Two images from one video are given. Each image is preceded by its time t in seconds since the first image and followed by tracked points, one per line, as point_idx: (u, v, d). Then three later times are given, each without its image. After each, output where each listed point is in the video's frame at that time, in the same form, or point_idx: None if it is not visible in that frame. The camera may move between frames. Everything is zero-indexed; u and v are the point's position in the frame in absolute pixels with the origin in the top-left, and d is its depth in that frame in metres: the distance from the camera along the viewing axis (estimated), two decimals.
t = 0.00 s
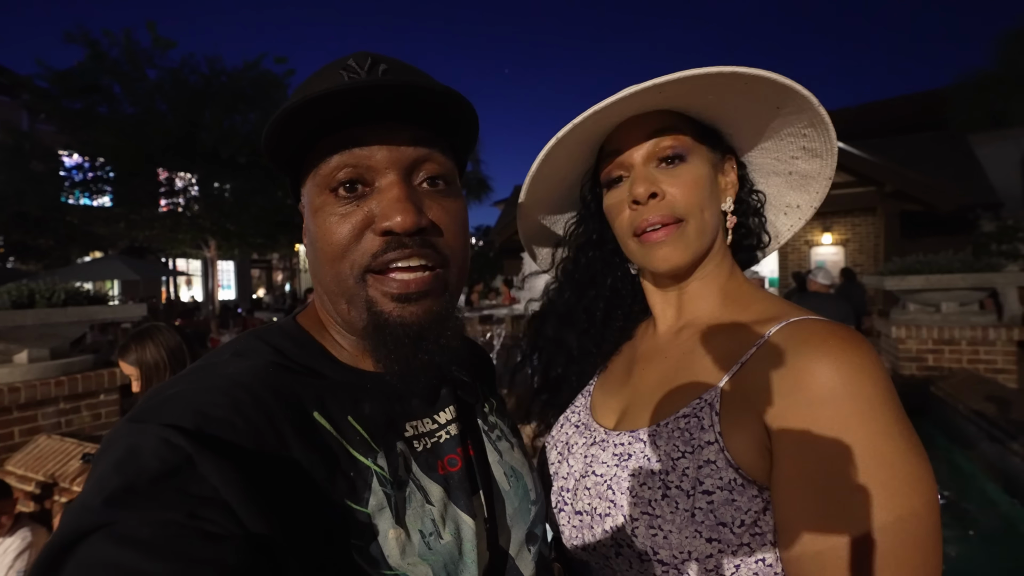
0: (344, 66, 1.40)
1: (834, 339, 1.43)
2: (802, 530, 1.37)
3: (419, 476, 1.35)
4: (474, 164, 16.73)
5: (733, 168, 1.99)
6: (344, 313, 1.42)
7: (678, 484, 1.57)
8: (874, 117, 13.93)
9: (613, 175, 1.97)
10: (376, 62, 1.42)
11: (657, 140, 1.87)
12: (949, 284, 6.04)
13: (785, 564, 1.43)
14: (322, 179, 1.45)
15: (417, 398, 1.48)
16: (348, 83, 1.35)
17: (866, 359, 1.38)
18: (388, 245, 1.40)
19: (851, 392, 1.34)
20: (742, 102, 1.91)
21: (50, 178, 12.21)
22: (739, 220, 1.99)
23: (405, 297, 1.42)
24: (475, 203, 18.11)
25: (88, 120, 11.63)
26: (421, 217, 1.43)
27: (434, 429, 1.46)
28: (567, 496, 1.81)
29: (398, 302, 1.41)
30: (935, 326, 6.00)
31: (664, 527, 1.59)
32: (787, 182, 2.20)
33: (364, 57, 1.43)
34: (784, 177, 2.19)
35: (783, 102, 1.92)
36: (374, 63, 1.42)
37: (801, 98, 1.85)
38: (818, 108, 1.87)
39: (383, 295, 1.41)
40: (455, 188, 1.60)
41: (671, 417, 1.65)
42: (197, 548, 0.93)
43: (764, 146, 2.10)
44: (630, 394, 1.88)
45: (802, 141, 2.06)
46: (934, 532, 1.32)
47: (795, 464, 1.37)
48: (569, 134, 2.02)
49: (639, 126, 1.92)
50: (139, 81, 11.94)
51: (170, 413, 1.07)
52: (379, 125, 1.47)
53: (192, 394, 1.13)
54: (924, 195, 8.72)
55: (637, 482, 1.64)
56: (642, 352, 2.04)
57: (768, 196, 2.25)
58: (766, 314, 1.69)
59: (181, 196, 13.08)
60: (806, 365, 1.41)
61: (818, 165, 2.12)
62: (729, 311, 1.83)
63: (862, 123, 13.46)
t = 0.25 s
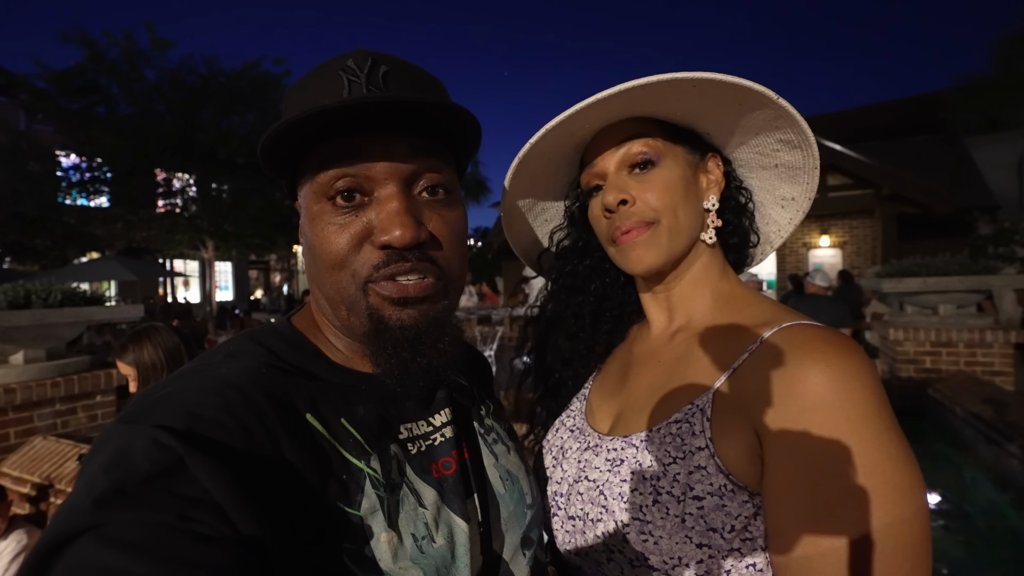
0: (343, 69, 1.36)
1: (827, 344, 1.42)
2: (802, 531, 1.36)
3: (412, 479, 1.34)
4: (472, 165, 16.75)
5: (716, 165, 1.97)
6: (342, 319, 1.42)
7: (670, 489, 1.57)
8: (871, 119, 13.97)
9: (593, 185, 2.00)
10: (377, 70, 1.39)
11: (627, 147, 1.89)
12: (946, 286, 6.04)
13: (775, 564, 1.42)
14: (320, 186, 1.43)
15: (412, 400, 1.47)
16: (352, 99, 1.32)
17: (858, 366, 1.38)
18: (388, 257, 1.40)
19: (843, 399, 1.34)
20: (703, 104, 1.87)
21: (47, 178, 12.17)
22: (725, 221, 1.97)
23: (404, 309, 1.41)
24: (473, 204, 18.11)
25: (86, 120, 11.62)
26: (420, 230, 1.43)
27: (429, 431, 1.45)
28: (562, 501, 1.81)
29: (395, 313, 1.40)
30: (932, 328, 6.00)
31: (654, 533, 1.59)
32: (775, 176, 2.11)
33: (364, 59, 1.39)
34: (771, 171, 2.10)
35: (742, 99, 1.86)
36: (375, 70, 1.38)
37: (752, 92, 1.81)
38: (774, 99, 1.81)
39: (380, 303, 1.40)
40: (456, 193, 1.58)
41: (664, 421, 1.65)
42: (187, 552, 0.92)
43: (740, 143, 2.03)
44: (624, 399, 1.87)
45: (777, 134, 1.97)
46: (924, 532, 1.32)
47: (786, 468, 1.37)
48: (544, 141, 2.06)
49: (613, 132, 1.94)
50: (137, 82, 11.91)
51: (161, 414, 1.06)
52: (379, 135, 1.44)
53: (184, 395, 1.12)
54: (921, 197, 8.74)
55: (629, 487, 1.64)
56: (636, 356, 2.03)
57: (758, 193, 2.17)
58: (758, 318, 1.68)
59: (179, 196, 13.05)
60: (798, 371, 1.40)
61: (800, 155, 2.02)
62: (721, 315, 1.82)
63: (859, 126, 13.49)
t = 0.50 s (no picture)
0: (360, 72, 1.34)
1: (813, 340, 1.42)
2: (803, 534, 1.34)
3: (412, 478, 1.34)
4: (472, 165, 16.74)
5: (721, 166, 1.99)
6: (355, 324, 1.41)
7: (660, 490, 1.57)
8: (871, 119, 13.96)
9: (593, 173, 1.99)
10: (396, 79, 1.37)
11: (632, 142, 1.87)
12: (946, 286, 6.03)
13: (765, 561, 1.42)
14: (335, 191, 1.40)
15: (413, 399, 1.47)
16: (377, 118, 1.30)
17: (847, 361, 1.37)
18: (408, 265, 1.41)
19: (832, 396, 1.33)
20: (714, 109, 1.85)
21: (47, 178, 12.18)
22: (724, 223, 1.96)
23: (421, 316, 1.43)
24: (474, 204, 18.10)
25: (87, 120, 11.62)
26: (439, 240, 1.45)
27: (429, 430, 1.44)
28: (555, 502, 1.81)
29: (413, 319, 1.41)
30: (933, 328, 5.99)
31: (645, 533, 1.60)
32: (779, 186, 2.10)
33: (383, 67, 1.37)
34: (776, 181, 2.09)
35: (753, 107, 1.85)
36: (394, 80, 1.37)
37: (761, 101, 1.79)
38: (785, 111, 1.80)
39: (398, 308, 1.41)
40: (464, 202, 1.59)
41: (657, 422, 1.65)
42: (187, 548, 0.92)
43: (747, 150, 2.01)
44: (618, 400, 1.87)
45: (785, 145, 1.96)
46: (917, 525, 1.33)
47: (776, 467, 1.37)
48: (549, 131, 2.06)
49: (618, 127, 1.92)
50: (138, 82, 11.92)
51: (162, 411, 1.06)
52: (401, 147, 1.42)
53: (186, 392, 1.11)
54: (922, 197, 8.73)
55: (620, 488, 1.64)
56: (630, 356, 2.03)
57: (761, 202, 2.16)
58: (751, 317, 1.68)
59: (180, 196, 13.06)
60: (785, 370, 1.40)
61: (807, 168, 2.01)
62: (714, 316, 1.82)
63: (859, 125, 13.49)
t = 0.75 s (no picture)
0: (359, 80, 1.36)
1: (812, 349, 1.41)
2: (803, 535, 1.33)
3: (406, 489, 1.32)
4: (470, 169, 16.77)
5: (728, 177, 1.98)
6: (354, 325, 1.39)
7: (664, 503, 1.55)
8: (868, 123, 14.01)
9: (598, 176, 1.95)
10: (394, 83, 1.39)
11: (644, 147, 1.84)
12: (945, 290, 6.03)
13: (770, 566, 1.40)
14: (334, 190, 1.39)
15: (407, 409, 1.45)
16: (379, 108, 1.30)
17: (845, 368, 1.36)
18: (408, 261, 1.39)
19: (832, 403, 1.32)
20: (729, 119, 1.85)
21: (46, 180, 12.16)
22: (727, 235, 1.95)
23: (421, 314, 1.41)
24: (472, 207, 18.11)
25: (86, 123, 11.62)
26: (439, 237, 1.43)
27: (423, 441, 1.42)
28: (556, 517, 1.79)
29: (412, 319, 1.40)
30: (932, 332, 5.99)
31: (651, 548, 1.58)
32: (784, 204, 2.14)
33: (382, 76, 1.39)
34: (782, 199, 2.12)
35: (771, 123, 1.87)
36: (392, 83, 1.39)
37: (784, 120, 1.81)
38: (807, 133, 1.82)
39: (397, 307, 1.39)
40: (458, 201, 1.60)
41: (657, 433, 1.63)
42: (175, 564, 0.90)
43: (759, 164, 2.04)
44: (618, 411, 1.85)
45: (797, 165, 2.00)
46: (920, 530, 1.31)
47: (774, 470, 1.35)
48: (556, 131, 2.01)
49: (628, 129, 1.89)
50: (136, 84, 11.91)
51: (150, 423, 1.04)
52: (399, 145, 1.43)
53: (175, 403, 1.10)
54: (919, 201, 8.75)
55: (624, 502, 1.62)
56: (629, 366, 2.01)
57: (764, 215, 2.19)
58: (751, 325, 1.67)
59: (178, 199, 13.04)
60: (783, 378, 1.40)
61: (815, 190, 2.05)
62: (714, 324, 1.80)
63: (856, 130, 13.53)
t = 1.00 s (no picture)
0: (353, 79, 1.36)
1: (808, 345, 1.41)
2: (807, 538, 1.31)
3: (401, 489, 1.30)
4: (468, 171, 16.78)
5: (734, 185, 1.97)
6: (363, 319, 1.38)
7: (668, 512, 1.54)
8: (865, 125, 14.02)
9: (608, 172, 1.92)
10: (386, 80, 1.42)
11: (657, 148, 1.82)
12: (942, 292, 6.03)
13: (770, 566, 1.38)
14: (336, 183, 1.38)
15: (401, 408, 1.43)
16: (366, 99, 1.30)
17: (839, 363, 1.36)
18: (418, 247, 1.40)
19: (829, 401, 1.32)
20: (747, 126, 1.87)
21: (42, 182, 12.11)
22: (729, 243, 1.92)
23: (432, 301, 1.42)
24: (469, 209, 18.09)
25: (83, 124, 11.57)
26: (443, 222, 1.45)
27: (418, 441, 1.41)
28: (560, 528, 1.77)
29: (424, 306, 1.40)
30: (930, 333, 5.98)
31: (656, 559, 1.55)
32: (784, 216, 2.18)
33: (374, 77, 1.40)
34: (783, 210, 2.16)
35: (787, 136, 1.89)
36: (384, 80, 1.42)
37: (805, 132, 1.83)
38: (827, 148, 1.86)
39: (409, 296, 1.39)
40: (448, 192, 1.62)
41: (659, 438, 1.61)
42: (163, 568, 0.88)
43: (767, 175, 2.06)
44: (619, 415, 1.83)
45: (804, 179, 2.04)
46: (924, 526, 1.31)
47: (775, 475, 1.34)
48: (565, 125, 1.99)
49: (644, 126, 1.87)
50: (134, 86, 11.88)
51: (139, 426, 1.03)
52: (395, 135, 1.44)
53: (163, 406, 1.08)
54: (916, 202, 8.76)
55: (628, 511, 1.60)
56: (627, 371, 2.00)
57: (764, 225, 2.21)
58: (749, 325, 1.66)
59: (175, 200, 13.01)
60: (781, 374, 1.39)
61: (818, 205, 2.09)
62: (713, 326, 1.79)
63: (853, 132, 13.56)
